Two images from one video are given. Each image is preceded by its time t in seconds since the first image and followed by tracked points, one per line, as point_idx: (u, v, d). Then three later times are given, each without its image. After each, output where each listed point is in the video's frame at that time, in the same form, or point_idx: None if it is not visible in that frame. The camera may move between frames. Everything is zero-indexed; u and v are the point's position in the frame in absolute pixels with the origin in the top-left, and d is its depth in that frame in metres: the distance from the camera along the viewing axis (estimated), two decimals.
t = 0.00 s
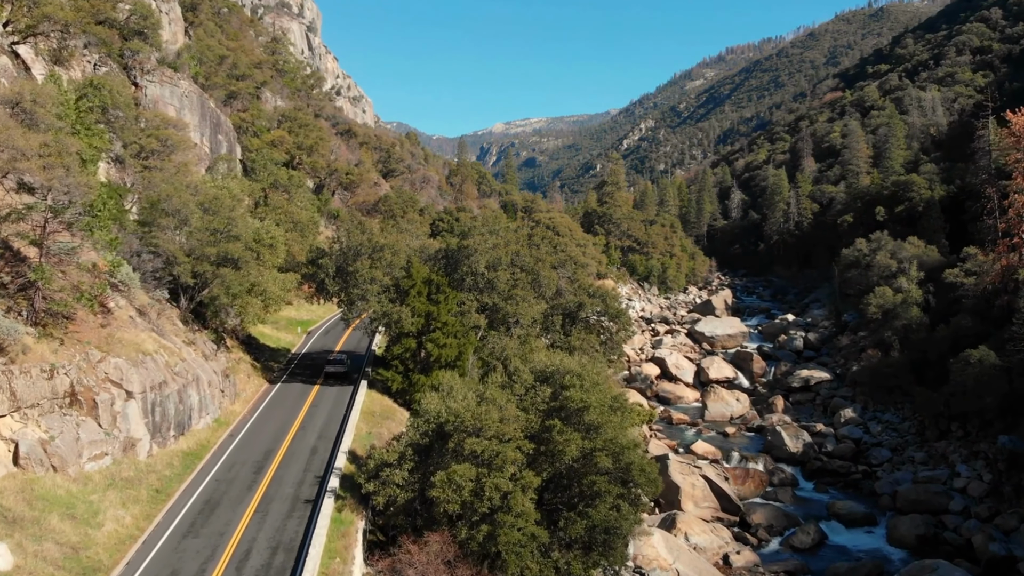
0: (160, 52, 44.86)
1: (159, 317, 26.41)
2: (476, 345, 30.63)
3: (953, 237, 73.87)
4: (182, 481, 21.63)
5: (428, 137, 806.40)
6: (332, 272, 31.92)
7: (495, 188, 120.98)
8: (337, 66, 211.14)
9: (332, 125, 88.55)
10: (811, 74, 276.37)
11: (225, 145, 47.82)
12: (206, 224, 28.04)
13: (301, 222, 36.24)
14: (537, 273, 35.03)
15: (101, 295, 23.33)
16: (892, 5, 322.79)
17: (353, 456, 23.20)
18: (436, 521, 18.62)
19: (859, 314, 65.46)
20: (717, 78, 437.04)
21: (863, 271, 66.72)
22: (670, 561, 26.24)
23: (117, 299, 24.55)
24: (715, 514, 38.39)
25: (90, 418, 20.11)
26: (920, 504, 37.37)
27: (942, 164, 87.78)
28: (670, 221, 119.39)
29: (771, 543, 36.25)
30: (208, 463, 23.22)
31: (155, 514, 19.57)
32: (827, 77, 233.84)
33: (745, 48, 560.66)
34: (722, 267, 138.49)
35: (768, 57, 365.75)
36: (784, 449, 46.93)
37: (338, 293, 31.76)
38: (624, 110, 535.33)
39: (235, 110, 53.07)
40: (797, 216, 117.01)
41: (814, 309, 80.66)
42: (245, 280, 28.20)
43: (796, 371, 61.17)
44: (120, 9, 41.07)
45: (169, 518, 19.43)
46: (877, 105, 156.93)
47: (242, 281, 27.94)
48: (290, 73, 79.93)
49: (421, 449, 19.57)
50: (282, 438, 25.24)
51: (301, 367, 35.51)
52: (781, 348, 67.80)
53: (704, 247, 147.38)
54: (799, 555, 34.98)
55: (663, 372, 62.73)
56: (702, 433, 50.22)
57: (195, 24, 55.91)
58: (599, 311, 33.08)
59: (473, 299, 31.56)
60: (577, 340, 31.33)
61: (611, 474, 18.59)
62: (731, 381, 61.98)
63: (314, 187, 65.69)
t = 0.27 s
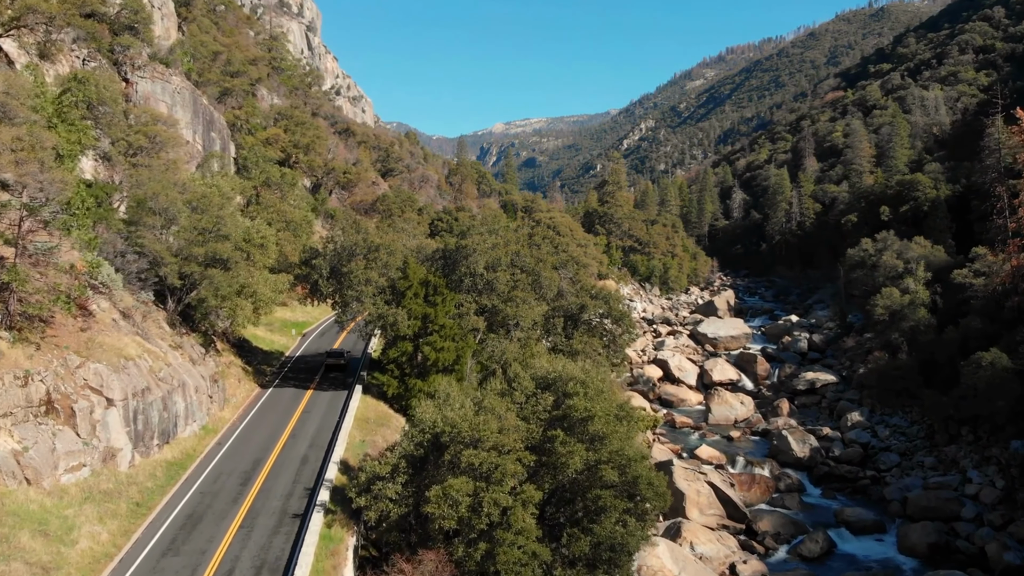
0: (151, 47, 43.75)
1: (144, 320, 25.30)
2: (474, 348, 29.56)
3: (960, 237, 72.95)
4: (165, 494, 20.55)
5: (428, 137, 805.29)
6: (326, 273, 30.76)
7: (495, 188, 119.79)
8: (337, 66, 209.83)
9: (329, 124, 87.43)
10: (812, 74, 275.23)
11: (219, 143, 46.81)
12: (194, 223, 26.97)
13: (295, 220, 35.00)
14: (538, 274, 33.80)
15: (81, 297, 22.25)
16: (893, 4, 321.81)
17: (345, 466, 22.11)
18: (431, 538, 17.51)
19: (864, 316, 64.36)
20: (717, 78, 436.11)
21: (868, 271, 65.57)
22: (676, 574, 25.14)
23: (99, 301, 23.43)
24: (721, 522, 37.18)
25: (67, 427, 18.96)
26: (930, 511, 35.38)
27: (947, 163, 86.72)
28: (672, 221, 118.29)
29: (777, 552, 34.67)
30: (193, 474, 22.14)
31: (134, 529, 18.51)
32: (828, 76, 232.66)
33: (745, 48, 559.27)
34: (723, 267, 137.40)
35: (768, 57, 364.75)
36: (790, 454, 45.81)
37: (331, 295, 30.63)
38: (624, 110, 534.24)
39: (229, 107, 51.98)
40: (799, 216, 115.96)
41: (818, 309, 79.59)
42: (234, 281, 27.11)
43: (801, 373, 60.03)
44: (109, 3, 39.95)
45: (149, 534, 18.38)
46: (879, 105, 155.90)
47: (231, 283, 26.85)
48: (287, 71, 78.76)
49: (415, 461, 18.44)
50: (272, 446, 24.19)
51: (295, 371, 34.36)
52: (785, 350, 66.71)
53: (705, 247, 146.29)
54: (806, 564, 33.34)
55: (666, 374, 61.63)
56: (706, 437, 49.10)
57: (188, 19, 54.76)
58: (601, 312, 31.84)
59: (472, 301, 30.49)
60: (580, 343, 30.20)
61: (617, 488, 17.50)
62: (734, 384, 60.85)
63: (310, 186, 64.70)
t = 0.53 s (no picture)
0: (143, 43, 42.78)
1: (129, 322, 24.34)
2: (473, 350, 28.62)
3: (965, 237, 72.06)
4: (148, 505, 19.62)
5: (428, 137, 803.99)
6: (320, 274, 29.80)
7: (495, 187, 118.73)
8: (336, 66, 208.53)
9: (328, 122, 86.55)
10: (813, 73, 274.19)
11: (213, 141, 45.89)
12: (182, 222, 26.04)
13: (289, 220, 34.08)
14: (539, 275, 32.79)
15: (62, 299, 21.31)
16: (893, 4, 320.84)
17: (337, 476, 21.19)
18: (426, 554, 16.57)
19: (869, 317, 63.41)
20: (717, 78, 435.27)
21: (873, 271, 64.60)
22: None
23: (83, 303, 22.48)
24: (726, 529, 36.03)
25: (47, 436, 18.00)
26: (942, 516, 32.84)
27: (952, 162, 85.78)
28: (673, 221, 117.32)
29: (784, 559, 32.33)
30: (179, 483, 21.22)
31: (114, 544, 17.59)
32: (829, 76, 231.69)
33: (745, 48, 558.04)
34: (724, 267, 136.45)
35: (769, 57, 363.81)
36: (796, 458, 44.83)
37: (326, 296, 29.72)
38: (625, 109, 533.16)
39: (224, 104, 51.06)
40: (801, 216, 115.05)
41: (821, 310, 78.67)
42: (225, 282, 26.18)
43: (805, 375, 59.08)
44: None
45: (130, 548, 17.47)
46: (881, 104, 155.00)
47: (221, 284, 25.92)
48: (284, 69, 77.71)
49: (410, 473, 17.46)
50: (262, 454, 23.29)
51: (288, 374, 33.43)
52: (789, 351, 65.82)
53: (706, 247, 145.33)
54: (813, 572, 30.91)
55: (668, 376, 60.71)
56: (710, 441, 48.16)
57: (182, 15, 53.73)
58: (604, 313, 30.75)
59: (471, 302, 29.57)
60: (582, 345, 29.16)
61: (622, 502, 16.59)
62: (738, 386, 59.92)
63: (307, 185, 63.90)
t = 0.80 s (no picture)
0: (134, 38, 41.59)
1: (111, 326, 23.24)
2: (472, 354, 27.51)
3: (972, 237, 70.98)
4: (126, 520, 18.53)
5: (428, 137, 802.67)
6: (313, 275, 28.67)
7: (494, 187, 117.50)
8: (336, 66, 207.13)
9: (325, 121, 85.44)
10: (814, 73, 273.07)
11: (206, 138, 44.82)
12: (167, 221, 24.93)
13: (281, 218, 32.96)
14: (540, 275, 31.63)
15: (38, 301, 20.19)
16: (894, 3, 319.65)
17: (328, 488, 20.13)
18: None
19: (876, 318, 62.30)
20: (717, 78, 434.18)
21: (879, 272, 63.46)
22: None
23: (62, 306, 21.38)
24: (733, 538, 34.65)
25: (21, 447, 16.82)
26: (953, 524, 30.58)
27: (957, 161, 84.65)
28: (674, 220, 116.22)
29: (792, 569, 30.39)
30: (161, 496, 20.15)
31: (88, 562, 16.49)
32: (830, 75, 230.59)
33: (745, 47, 556.86)
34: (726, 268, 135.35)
35: (769, 57, 362.65)
36: (802, 463, 43.71)
37: (319, 298, 28.62)
38: (625, 109, 531.88)
39: (218, 101, 49.94)
40: (803, 215, 113.98)
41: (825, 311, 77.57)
42: (212, 283, 25.07)
43: (811, 377, 57.96)
44: None
45: (105, 567, 16.40)
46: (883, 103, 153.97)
47: (209, 286, 24.82)
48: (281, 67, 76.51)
49: (402, 488, 16.36)
50: (249, 464, 22.24)
51: (280, 378, 32.30)
52: (793, 353, 64.77)
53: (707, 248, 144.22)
54: None
55: (671, 377, 59.61)
56: (715, 445, 47.06)
57: (174, 10, 52.54)
58: (607, 315, 29.58)
59: (469, 305, 28.49)
60: (585, 349, 28.00)
61: (629, 519, 15.53)
62: (742, 389, 58.81)
63: (304, 184, 62.90)
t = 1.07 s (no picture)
0: (126, 33, 40.60)
1: (95, 328, 22.30)
2: (470, 358, 26.57)
3: (978, 236, 70.06)
4: (106, 534, 17.60)
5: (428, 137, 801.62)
6: (306, 276, 27.73)
7: (494, 187, 116.44)
8: (336, 65, 206.02)
9: (324, 119, 84.52)
10: (815, 72, 272.09)
11: (199, 136, 43.94)
12: (154, 219, 23.94)
13: (274, 217, 32.03)
14: (540, 276, 30.63)
15: (15, 302, 18.98)
16: (895, 3, 318.54)
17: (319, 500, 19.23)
18: None
19: (881, 319, 61.37)
20: (717, 78, 433.28)
21: (884, 272, 62.48)
22: None
23: (43, 309, 20.41)
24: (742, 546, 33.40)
25: None
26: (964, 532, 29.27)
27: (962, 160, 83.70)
28: (676, 220, 115.28)
29: None
30: (144, 508, 19.22)
31: None
32: (831, 75, 229.61)
33: (745, 47, 555.73)
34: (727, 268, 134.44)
35: (769, 56, 361.60)
36: (809, 467, 42.78)
37: (312, 299, 27.66)
38: (625, 109, 530.92)
39: (212, 98, 48.99)
40: (805, 215, 113.06)
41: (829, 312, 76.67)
42: (201, 285, 24.13)
43: (815, 380, 56.99)
44: None
45: None
46: (885, 102, 152.95)
47: (197, 287, 23.88)
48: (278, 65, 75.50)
49: (395, 502, 15.40)
50: (238, 473, 21.34)
51: (273, 382, 31.37)
52: (797, 354, 63.87)
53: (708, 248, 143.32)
54: None
55: (673, 379, 58.68)
56: (718, 449, 46.10)
57: (167, 5, 51.51)
58: (609, 316, 28.59)
59: (468, 306, 27.55)
60: (587, 352, 27.02)
61: (635, 536, 14.66)
62: (745, 391, 57.86)
63: (301, 184, 62.05)
